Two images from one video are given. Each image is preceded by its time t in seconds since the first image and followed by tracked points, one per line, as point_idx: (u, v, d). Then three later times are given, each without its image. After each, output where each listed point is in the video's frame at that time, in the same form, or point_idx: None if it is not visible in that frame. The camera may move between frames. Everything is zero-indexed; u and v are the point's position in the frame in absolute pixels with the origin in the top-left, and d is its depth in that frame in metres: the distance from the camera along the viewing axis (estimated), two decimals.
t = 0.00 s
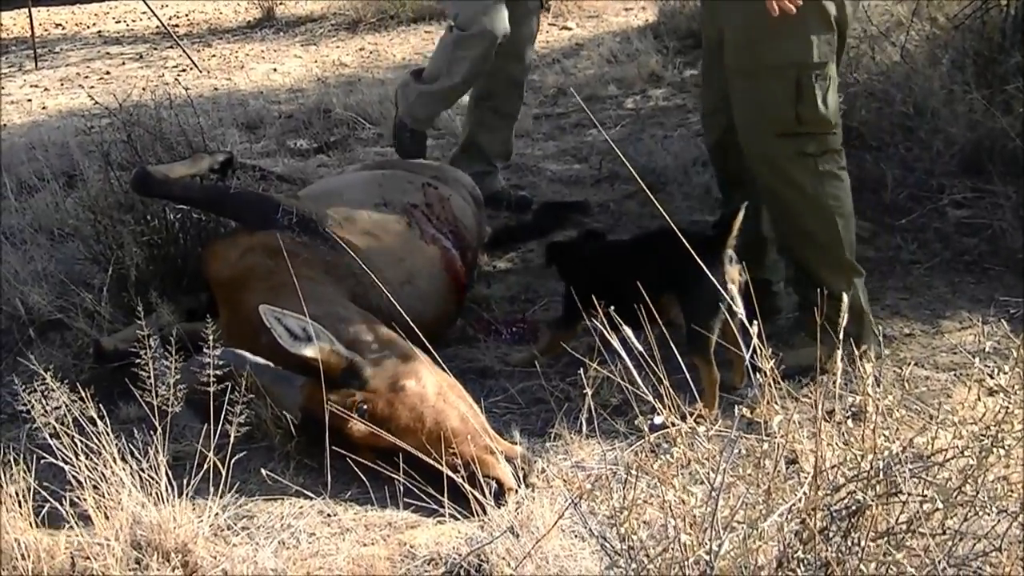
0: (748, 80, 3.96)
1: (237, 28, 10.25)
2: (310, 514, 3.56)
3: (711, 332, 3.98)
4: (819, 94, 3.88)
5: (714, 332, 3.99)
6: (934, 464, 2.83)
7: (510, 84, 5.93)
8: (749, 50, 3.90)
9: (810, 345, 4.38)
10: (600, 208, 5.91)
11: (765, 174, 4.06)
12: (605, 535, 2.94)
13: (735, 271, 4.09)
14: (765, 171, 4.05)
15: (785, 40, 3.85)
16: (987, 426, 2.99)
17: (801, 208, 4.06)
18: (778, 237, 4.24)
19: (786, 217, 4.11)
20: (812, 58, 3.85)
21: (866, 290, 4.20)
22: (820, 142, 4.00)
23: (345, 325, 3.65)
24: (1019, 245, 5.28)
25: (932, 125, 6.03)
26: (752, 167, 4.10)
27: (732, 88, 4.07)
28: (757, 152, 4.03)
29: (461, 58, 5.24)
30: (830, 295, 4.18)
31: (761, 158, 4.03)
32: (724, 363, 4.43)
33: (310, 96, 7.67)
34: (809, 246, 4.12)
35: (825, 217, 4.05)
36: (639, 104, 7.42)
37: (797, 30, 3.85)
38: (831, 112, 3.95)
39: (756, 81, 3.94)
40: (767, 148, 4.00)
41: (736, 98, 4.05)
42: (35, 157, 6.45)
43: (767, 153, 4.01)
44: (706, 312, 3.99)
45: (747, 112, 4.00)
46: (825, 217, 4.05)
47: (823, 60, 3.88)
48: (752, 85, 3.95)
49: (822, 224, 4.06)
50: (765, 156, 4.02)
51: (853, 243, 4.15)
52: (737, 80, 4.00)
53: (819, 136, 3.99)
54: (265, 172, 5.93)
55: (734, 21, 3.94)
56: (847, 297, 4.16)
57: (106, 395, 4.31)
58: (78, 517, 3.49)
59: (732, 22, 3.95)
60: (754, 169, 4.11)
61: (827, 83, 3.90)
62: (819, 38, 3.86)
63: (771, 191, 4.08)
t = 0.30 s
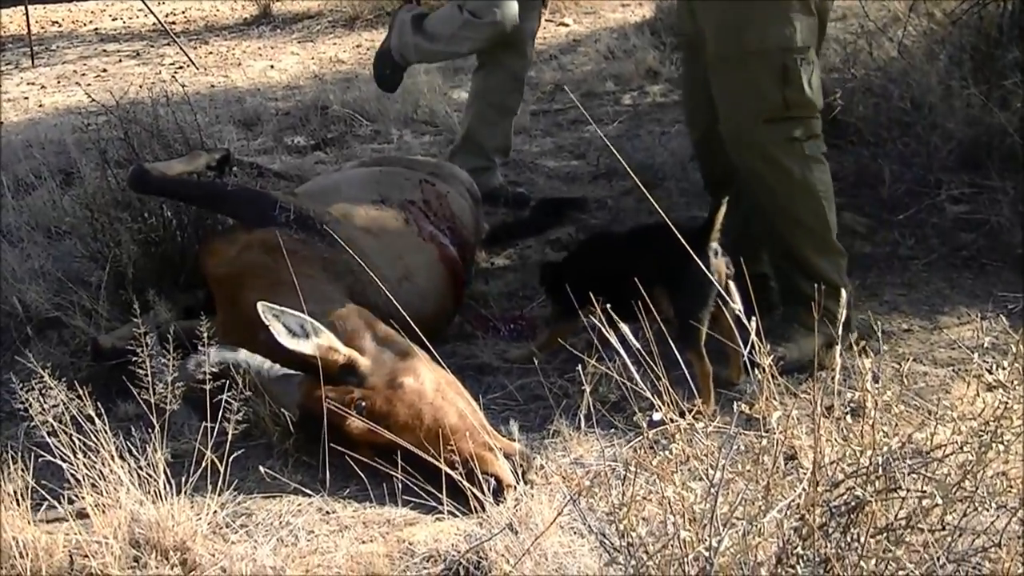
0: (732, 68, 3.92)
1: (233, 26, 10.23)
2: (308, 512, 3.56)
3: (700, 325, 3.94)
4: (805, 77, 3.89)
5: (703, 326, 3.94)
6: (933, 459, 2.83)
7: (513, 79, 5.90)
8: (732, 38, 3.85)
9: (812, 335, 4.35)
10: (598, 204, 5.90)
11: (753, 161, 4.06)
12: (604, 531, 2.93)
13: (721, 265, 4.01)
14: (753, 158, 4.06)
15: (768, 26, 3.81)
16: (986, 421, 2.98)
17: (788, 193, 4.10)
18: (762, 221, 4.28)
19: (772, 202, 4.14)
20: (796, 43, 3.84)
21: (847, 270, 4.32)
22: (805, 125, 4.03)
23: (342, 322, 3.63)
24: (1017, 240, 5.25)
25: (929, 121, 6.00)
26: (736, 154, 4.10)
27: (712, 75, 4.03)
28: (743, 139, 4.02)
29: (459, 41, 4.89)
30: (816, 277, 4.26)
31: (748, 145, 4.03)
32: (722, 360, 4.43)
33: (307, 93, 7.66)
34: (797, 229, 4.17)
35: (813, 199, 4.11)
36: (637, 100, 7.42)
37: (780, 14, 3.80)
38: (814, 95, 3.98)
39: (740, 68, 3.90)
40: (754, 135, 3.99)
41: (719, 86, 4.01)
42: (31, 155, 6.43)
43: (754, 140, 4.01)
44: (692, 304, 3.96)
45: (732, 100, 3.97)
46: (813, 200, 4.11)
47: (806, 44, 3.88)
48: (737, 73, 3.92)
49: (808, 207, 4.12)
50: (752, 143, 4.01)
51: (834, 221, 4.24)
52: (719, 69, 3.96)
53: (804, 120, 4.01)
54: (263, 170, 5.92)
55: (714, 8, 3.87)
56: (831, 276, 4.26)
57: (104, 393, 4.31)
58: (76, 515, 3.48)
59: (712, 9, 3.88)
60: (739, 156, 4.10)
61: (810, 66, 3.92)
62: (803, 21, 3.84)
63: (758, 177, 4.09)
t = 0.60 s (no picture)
0: (726, 62, 3.90)
1: (231, 22, 10.23)
2: (306, 509, 3.56)
3: (689, 320, 3.96)
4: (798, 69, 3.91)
5: (691, 321, 3.97)
6: (931, 456, 2.82)
7: (509, 76, 5.88)
8: (727, 32, 3.82)
9: (808, 330, 4.35)
10: (596, 201, 5.90)
11: (746, 154, 4.06)
12: (602, 529, 2.93)
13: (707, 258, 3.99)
14: (746, 151, 4.05)
15: (763, 18, 3.80)
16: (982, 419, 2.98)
17: (781, 184, 4.12)
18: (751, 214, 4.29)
19: (764, 194, 4.15)
20: (790, 34, 3.84)
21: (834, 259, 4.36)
22: (796, 116, 4.05)
23: (339, 319, 3.63)
24: (1016, 236, 5.22)
25: (927, 119, 5.97)
26: (728, 147, 4.09)
27: (704, 68, 4.00)
28: (737, 132, 4.02)
29: (454, 37, 5.00)
30: (805, 268, 4.30)
31: (742, 138, 4.03)
32: (720, 358, 4.44)
33: (305, 90, 7.66)
34: (788, 221, 4.19)
35: (804, 189, 4.14)
36: (635, 97, 7.42)
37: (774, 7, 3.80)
38: (806, 86, 4.00)
39: (734, 62, 3.89)
40: (748, 128, 4.00)
41: (711, 80, 3.99)
42: (29, 152, 6.42)
43: (749, 133, 4.01)
44: (679, 298, 3.97)
45: (726, 94, 3.96)
46: (804, 190, 4.15)
47: (798, 35, 3.89)
48: (730, 67, 3.90)
49: (798, 198, 4.16)
50: (746, 135, 4.01)
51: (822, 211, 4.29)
52: (712, 63, 3.94)
53: (795, 112, 4.03)
54: (260, 167, 5.92)
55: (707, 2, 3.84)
56: (820, 265, 4.31)
57: (101, 390, 4.30)
58: (73, 512, 3.48)
59: (705, 3, 3.84)
60: (730, 150, 4.10)
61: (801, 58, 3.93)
62: (796, 13, 3.85)
63: (750, 169, 4.10)
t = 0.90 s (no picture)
0: (724, 58, 3.91)
1: (227, 21, 10.22)
2: (302, 507, 3.56)
3: (682, 315, 3.97)
4: (795, 64, 3.93)
5: (684, 316, 3.98)
6: (927, 454, 2.82)
7: (502, 74, 5.89)
8: (725, 28, 3.83)
9: (803, 327, 4.36)
10: (592, 199, 5.90)
11: (744, 151, 4.06)
12: (598, 527, 2.93)
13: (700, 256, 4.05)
14: (744, 149, 4.05)
15: (761, 14, 3.82)
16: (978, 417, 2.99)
17: (780, 181, 4.12)
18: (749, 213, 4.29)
19: (762, 192, 4.14)
20: (787, 29, 3.87)
21: (830, 256, 4.37)
22: (793, 112, 4.06)
23: (334, 317, 3.62)
24: (1011, 234, 5.23)
25: (923, 116, 5.98)
26: (726, 145, 4.08)
27: (701, 67, 4.01)
28: (735, 130, 4.01)
29: (447, 37, 5.01)
30: (803, 265, 4.31)
31: (740, 135, 4.02)
32: (715, 355, 4.45)
33: (301, 88, 7.65)
34: (786, 217, 4.19)
35: (802, 186, 4.15)
36: (631, 95, 7.41)
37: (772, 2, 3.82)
38: (802, 82, 4.02)
39: (732, 58, 3.89)
40: (747, 125, 4.00)
41: (708, 78, 3.99)
42: (24, 151, 6.41)
43: (747, 130, 4.00)
44: (670, 294, 4.00)
45: (723, 91, 3.96)
46: (802, 186, 4.15)
47: (795, 31, 3.91)
48: (729, 63, 3.91)
49: (796, 195, 4.16)
50: (744, 132, 4.01)
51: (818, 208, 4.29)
52: (710, 61, 3.94)
53: (792, 108, 4.04)
54: (256, 165, 5.91)
55: None
56: (818, 263, 4.31)
57: (97, 389, 4.29)
58: (70, 511, 3.48)
59: None
60: (728, 147, 4.09)
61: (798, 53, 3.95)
62: (792, 8, 3.88)
63: (749, 167, 4.09)
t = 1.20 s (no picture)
0: (723, 58, 3.91)
1: (227, 21, 10.22)
2: (301, 507, 3.56)
3: (681, 315, 3.96)
4: (794, 65, 3.94)
5: (682, 316, 3.97)
6: (927, 457, 2.83)
7: (499, 78, 5.98)
8: (724, 27, 3.84)
9: (802, 328, 4.36)
10: (592, 200, 5.90)
11: (743, 152, 4.06)
12: (598, 528, 2.93)
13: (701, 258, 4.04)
14: (743, 149, 4.05)
15: (761, 14, 3.83)
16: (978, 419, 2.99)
17: (779, 182, 4.12)
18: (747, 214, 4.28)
19: (761, 193, 4.14)
20: (786, 30, 3.88)
21: (828, 258, 4.37)
22: (792, 113, 4.07)
23: (334, 316, 3.62)
24: (1011, 236, 5.23)
25: (923, 118, 5.99)
26: (724, 146, 4.08)
27: (699, 67, 4.01)
28: (734, 130, 4.02)
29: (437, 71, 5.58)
30: (802, 266, 4.31)
31: (739, 136, 4.03)
32: (714, 356, 4.46)
33: (301, 88, 7.65)
34: (785, 218, 4.19)
35: (802, 187, 4.15)
36: (631, 96, 7.42)
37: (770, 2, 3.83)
38: (801, 83, 4.03)
39: (731, 58, 3.90)
40: (747, 125, 4.00)
41: (708, 77, 4.00)
42: (25, 149, 6.42)
43: (747, 130, 4.01)
44: (670, 296, 3.98)
45: (723, 91, 3.97)
46: (801, 187, 4.15)
47: (794, 32, 3.92)
48: (727, 63, 3.91)
49: (795, 196, 4.16)
50: (744, 132, 4.01)
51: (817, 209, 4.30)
52: (709, 61, 3.95)
53: (791, 109, 4.05)
54: (256, 165, 5.91)
55: None
56: (817, 264, 4.32)
57: (97, 389, 4.28)
58: (69, 509, 3.48)
59: None
60: (726, 148, 4.08)
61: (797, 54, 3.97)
62: (791, 9, 3.89)
63: (748, 167, 4.09)
